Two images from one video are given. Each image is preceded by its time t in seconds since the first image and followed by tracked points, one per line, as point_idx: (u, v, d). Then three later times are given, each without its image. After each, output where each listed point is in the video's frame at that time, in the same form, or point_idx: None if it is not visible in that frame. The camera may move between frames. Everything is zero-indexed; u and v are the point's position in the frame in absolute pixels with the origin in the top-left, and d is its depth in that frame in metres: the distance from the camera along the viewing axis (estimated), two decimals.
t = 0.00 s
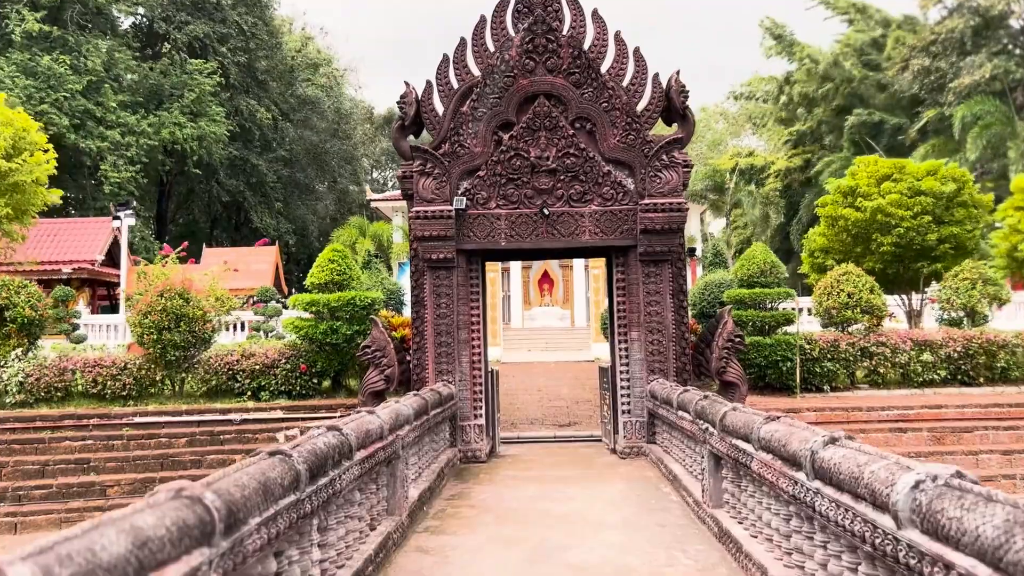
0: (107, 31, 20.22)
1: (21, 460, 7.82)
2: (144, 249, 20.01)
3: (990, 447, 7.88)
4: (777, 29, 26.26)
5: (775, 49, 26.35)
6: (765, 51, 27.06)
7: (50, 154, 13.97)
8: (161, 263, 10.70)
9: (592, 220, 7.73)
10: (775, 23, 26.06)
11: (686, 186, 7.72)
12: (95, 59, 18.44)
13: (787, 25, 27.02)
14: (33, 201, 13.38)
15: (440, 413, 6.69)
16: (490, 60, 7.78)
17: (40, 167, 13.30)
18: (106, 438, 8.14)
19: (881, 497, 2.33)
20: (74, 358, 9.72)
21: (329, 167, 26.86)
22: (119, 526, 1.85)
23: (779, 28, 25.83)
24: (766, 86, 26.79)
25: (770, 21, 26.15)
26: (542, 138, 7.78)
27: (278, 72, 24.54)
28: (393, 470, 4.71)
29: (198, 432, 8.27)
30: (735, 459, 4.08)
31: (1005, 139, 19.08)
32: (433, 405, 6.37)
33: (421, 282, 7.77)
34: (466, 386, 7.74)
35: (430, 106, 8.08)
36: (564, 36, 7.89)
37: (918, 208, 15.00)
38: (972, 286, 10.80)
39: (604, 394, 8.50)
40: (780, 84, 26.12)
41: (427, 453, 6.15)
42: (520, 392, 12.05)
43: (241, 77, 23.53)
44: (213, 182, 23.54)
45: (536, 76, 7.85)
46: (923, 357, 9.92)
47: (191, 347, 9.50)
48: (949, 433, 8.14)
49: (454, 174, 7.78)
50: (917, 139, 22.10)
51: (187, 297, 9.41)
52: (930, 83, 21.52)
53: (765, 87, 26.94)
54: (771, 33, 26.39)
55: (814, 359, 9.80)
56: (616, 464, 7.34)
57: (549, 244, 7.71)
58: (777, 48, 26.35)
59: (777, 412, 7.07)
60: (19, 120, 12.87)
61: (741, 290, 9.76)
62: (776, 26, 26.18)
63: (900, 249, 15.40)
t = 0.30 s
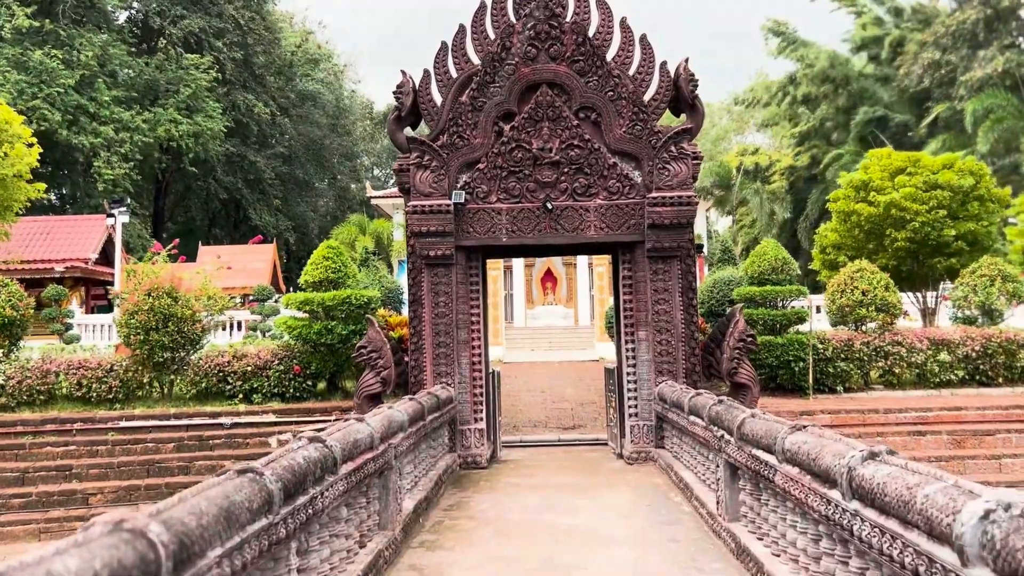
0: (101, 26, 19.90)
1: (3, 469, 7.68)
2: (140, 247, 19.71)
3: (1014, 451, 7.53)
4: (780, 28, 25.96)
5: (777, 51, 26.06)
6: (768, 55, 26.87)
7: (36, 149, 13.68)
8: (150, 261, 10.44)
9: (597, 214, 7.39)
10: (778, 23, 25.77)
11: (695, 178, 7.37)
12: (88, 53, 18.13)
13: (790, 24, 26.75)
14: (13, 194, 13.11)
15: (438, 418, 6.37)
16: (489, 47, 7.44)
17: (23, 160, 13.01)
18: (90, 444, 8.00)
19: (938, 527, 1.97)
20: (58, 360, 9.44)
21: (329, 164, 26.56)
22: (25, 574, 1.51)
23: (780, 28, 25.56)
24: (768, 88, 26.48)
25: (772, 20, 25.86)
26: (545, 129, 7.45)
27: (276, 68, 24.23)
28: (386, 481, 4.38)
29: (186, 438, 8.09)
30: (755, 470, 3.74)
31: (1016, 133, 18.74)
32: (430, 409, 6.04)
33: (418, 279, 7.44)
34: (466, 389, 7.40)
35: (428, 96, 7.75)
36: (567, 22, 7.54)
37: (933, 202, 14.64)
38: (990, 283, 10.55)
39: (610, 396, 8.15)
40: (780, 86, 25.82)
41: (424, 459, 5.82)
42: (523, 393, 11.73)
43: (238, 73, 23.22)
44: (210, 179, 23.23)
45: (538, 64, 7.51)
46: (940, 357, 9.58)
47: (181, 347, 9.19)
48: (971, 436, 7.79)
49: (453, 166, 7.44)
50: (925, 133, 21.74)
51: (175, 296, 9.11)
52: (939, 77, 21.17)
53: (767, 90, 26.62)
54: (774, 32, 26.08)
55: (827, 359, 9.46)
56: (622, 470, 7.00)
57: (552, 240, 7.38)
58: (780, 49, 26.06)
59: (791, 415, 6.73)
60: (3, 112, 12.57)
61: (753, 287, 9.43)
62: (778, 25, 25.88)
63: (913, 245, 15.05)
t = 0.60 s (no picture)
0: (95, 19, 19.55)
1: None
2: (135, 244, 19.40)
3: None
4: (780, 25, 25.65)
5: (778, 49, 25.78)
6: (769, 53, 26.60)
7: (20, 141, 13.34)
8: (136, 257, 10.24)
9: (598, 206, 7.07)
10: (778, 21, 25.46)
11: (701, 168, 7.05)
12: (80, 47, 17.78)
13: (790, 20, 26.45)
14: None
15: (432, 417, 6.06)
16: (486, 31, 7.12)
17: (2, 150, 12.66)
18: (67, 446, 7.81)
19: (1007, 555, 1.65)
20: (38, 358, 9.19)
21: (327, 160, 26.27)
22: None
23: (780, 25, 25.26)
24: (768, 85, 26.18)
25: (772, 18, 25.57)
26: (543, 117, 7.12)
27: (273, 62, 23.93)
28: (371, 488, 4.06)
29: (170, 439, 7.86)
30: (772, 476, 3.42)
31: None
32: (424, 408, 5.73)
33: (411, 274, 7.13)
34: (461, 388, 7.08)
35: (422, 83, 7.43)
36: (567, 5, 7.22)
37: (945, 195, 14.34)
38: (1005, 278, 10.29)
39: (612, 394, 7.83)
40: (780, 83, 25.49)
41: (415, 461, 5.51)
42: (523, 392, 11.43)
43: (233, 67, 22.89)
44: (206, 175, 22.91)
45: (537, 49, 7.19)
46: (954, 354, 9.30)
47: (167, 344, 8.95)
48: (988, 436, 7.47)
49: (448, 156, 7.13)
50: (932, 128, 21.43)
51: (160, 291, 8.91)
52: (946, 70, 20.86)
53: (769, 86, 26.30)
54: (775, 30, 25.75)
55: (837, 357, 9.15)
56: (625, 473, 6.69)
57: (551, 232, 7.07)
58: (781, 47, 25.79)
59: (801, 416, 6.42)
60: None
61: (760, 282, 9.16)
62: (778, 22, 25.57)
63: (924, 239, 14.73)
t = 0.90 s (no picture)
0: (88, 15, 19.25)
1: None
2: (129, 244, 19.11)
3: None
4: (784, 23, 25.51)
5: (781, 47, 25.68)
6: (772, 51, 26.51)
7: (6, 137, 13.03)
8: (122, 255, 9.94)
9: (601, 201, 6.76)
10: (781, 19, 25.34)
11: (708, 162, 6.73)
12: (73, 43, 17.48)
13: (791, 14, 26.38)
14: None
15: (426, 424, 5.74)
16: (483, 19, 6.80)
17: None
18: (48, 452, 7.67)
19: None
20: (18, 361, 8.98)
21: (325, 159, 25.96)
22: None
23: (784, 23, 25.11)
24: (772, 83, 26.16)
25: (775, 16, 25.49)
26: (543, 107, 6.81)
27: (270, 60, 23.65)
28: (355, 501, 3.73)
29: (154, 444, 7.64)
30: (794, 494, 3.09)
31: None
32: (416, 414, 5.41)
33: (405, 272, 6.82)
34: (457, 392, 6.77)
35: (417, 73, 7.11)
36: None
37: (961, 191, 14.09)
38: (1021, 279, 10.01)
39: (616, 398, 7.51)
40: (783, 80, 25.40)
41: (406, 471, 5.18)
42: (523, 395, 11.13)
43: (229, 64, 22.60)
44: (202, 173, 22.58)
45: (536, 37, 6.88)
46: (969, 357, 9.04)
47: (151, 346, 8.69)
48: (1007, 443, 7.15)
49: (443, 149, 6.82)
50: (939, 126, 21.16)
51: (144, 292, 8.61)
52: (954, 66, 20.57)
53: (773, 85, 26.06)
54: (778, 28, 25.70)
55: (847, 359, 8.89)
56: (628, 481, 6.37)
57: (552, 229, 6.76)
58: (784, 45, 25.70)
59: (813, 423, 6.12)
60: None
61: (768, 282, 8.86)
62: (781, 20, 25.42)
63: (939, 237, 14.41)
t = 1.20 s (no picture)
0: (82, 11, 18.97)
1: None
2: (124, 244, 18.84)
3: None
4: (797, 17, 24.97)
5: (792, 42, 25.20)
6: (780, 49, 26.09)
7: None
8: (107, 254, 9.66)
9: (605, 197, 6.42)
10: (795, 11, 24.78)
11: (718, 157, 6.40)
12: (66, 38, 17.21)
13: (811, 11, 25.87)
14: None
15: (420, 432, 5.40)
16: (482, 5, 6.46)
17: None
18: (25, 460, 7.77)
19: None
20: None
21: (325, 159, 25.66)
22: None
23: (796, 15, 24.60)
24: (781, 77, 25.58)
25: (789, 9, 24.95)
26: (545, 99, 6.48)
27: (268, 58, 23.35)
28: (336, 520, 3.39)
29: (135, 451, 7.82)
30: (824, 517, 2.74)
31: None
32: (408, 421, 5.07)
33: (399, 271, 6.48)
34: (453, 397, 6.43)
35: (412, 62, 6.76)
36: None
37: (979, 190, 13.92)
38: None
39: (620, 403, 7.17)
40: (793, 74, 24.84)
41: (397, 483, 4.84)
42: (524, 400, 10.80)
43: (226, 62, 22.32)
44: (198, 172, 22.29)
45: (538, 25, 6.55)
46: (988, 362, 8.91)
47: (135, 349, 8.47)
48: None
49: (440, 142, 6.47)
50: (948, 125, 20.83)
51: (128, 292, 8.35)
52: (963, 64, 20.22)
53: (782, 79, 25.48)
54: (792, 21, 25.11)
55: (861, 363, 8.71)
56: (634, 492, 6.03)
57: (553, 226, 6.43)
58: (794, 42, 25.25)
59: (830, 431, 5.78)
60: None
61: (781, 284, 8.52)
62: (794, 13, 24.92)
63: (957, 236, 14.10)
